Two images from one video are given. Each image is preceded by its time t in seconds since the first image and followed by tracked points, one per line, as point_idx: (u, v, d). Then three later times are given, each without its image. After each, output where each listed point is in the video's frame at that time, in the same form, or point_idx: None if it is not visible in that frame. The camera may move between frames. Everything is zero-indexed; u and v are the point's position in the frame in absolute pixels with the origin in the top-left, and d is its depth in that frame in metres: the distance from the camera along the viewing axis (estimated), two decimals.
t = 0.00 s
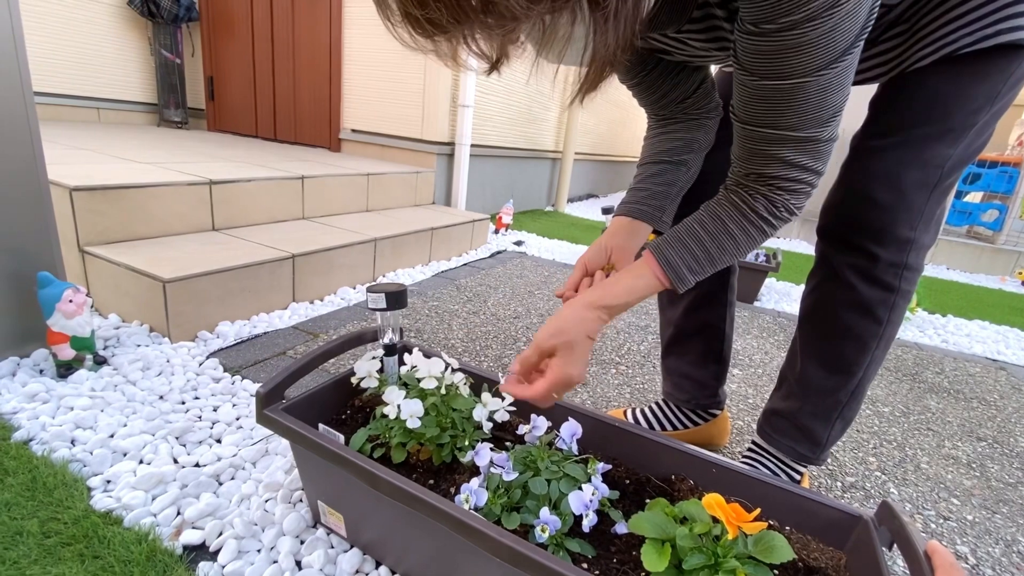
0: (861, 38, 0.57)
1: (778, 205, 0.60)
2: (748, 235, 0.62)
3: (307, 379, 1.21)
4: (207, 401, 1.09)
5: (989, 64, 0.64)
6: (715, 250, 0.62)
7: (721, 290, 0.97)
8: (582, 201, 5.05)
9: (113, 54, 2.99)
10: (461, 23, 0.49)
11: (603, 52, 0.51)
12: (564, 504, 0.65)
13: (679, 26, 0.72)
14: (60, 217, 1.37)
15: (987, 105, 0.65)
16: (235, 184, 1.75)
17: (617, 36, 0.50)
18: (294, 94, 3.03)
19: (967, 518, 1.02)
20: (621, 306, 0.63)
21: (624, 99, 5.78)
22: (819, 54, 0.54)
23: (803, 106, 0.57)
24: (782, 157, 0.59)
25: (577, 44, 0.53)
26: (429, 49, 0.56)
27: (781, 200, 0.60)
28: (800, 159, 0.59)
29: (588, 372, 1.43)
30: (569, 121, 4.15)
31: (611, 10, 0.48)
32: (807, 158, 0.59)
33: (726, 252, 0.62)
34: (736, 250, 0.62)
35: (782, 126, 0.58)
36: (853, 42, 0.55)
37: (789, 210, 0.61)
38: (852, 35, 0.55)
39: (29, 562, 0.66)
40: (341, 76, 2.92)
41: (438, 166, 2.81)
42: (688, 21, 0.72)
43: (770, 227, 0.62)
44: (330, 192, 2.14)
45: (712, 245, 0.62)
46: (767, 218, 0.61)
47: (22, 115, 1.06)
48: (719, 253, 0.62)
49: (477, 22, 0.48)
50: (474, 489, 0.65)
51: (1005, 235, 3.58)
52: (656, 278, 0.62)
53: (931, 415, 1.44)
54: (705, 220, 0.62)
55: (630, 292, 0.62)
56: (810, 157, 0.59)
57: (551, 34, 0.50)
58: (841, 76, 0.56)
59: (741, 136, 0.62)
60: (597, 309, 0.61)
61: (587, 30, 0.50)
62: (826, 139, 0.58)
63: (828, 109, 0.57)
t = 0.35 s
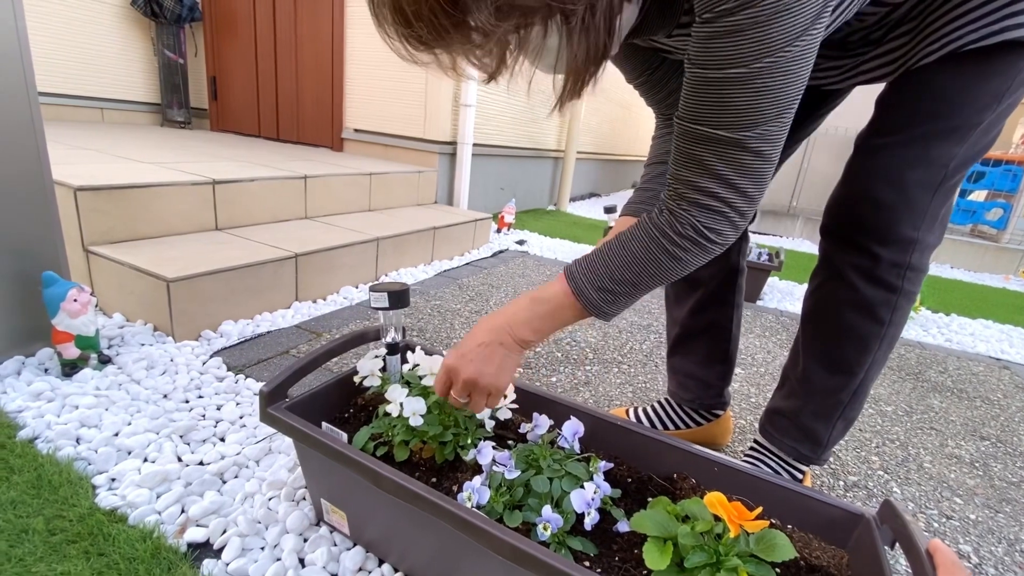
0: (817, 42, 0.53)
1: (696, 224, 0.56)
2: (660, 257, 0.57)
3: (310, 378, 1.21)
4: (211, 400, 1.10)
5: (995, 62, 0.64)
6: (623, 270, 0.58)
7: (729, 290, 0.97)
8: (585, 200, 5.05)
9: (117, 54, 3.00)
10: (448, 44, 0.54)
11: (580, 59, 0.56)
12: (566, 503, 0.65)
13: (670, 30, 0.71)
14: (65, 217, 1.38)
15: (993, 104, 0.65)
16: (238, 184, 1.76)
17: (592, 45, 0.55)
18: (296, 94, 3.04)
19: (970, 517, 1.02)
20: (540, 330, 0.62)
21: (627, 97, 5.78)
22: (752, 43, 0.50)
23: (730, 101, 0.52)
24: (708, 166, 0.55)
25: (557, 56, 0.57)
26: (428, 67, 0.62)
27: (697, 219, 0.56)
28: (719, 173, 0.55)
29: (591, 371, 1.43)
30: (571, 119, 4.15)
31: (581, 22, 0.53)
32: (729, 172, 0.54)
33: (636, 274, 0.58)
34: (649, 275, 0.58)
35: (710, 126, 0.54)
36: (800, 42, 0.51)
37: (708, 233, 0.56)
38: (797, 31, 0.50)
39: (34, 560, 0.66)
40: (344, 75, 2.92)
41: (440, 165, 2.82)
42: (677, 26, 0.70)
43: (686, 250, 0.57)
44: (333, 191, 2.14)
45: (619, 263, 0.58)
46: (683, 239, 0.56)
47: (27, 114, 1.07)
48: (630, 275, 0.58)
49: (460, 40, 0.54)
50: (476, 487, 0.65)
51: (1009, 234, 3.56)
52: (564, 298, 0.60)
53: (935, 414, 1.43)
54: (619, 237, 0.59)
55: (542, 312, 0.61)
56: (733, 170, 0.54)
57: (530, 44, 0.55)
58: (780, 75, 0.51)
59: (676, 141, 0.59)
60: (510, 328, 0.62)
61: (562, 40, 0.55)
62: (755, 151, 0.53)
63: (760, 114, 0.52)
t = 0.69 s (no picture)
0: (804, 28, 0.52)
1: (692, 218, 0.56)
2: (660, 253, 0.58)
3: (314, 377, 1.22)
4: (216, 398, 1.10)
5: (1001, 60, 0.64)
6: (623, 269, 0.58)
7: (734, 288, 0.97)
8: (587, 199, 5.05)
9: (121, 55, 3.01)
10: (441, 51, 0.58)
11: (560, 58, 0.56)
12: (570, 499, 0.65)
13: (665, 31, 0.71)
14: (70, 216, 1.39)
15: (1000, 101, 0.65)
16: (242, 184, 1.76)
17: (572, 43, 0.55)
18: (300, 94, 3.04)
19: (974, 516, 1.01)
20: (540, 339, 0.64)
21: (630, 96, 5.77)
22: (731, 30, 0.51)
23: (715, 90, 0.53)
24: (699, 156, 0.55)
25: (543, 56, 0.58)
26: (438, 76, 0.66)
27: (693, 211, 0.56)
28: (712, 164, 0.55)
29: (594, 370, 1.43)
30: (574, 119, 4.15)
31: (557, 20, 0.53)
32: (722, 163, 0.54)
33: (637, 272, 0.58)
34: (650, 271, 0.58)
35: (698, 114, 0.54)
36: (784, 27, 0.51)
37: (706, 225, 0.56)
38: (780, 17, 0.50)
39: (41, 556, 0.67)
40: (347, 75, 2.92)
41: (443, 165, 2.82)
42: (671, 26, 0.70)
43: (686, 245, 0.57)
44: (337, 191, 2.15)
45: (619, 262, 0.59)
46: (681, 233, 0.57)
47: (33, 115, 1.07)
48: (631, 274, 0.58)
49: (450, 46, 0.57)
50: (481, 484, 0.65)
51: (1013, 234, 3.55)
52: (564, 306, 0.61)
53: (939, 413, 1.43)
54: (617, 237, 0.60)
55: (542, 321, 0.63)
56: (725, 160, 0.54)
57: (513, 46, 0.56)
58: (764, 61, 0.51)
59: (667, 133, 0.59)
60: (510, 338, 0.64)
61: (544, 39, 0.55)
62: (744, 137, 0.53)
63: (746, 101, 0.52)
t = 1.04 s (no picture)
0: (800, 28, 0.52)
1: (671, 218, 0.56)
2: (639, 253, 0.57)
3: (315, 378, 1.22)
4: (217, 400, 1.11)
5: (1008, 62, 0.64)
6: (601, 268, 0.58)
7: (739, 290, 0.97)
8: (589, 200, 5.05)
9: (124, 57, 3.02)
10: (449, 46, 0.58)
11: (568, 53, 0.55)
12: (571, 503, 0.65)
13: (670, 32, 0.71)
14: (74, 218, 1.39)
15: (1008, 103, 0.64)
16: (245, 185, 1.77)
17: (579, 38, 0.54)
18: (302, 96, 3.05)
19: (979, 519, 1.01)
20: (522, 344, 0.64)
21: (632, 97, 5.76)
22: (721, 27, 0.51)
23: (703, 87, 0.53)
24: (684, 155, 0.55)
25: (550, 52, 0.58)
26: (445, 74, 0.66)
27: (672, 211, 0.56)
28: (694, 165, 0.55)
29: (596, 371, 1.43)
30: (576, 120, 4.15)
31: (566, 16, 0.53)
32: (704, 163, 0.54)
33: (615, 273, 0.58)
34: (629, 272, 0.58)
35: (686, 111, 0.54)
36: (777, 26, 0.50)
37: (685, 225, 0.56)
38: (774, 15, 0.50)
39: (43, 558, 0.67)
40: (349, 76, 2.93)
41: (445, 166, 2.82)
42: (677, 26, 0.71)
43: (663, 246, 0.57)
44: (339, 192, 2.15)
45: (598, 263, 0.58)
46: (659, 233, 0.56)
47: (36, 118, 1.08)
48: (609, 275, 0.58)
49: (458, 43, 0.57)
50: (481, 487, 0.65)
51: (1018, 235, 3.53)
52: (546, 311, 0.61)
53: (942, 416, 1.42)
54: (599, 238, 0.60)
55: (525, 326, 0.62)
56: (708, 159, 0.54)
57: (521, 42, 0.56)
58: (752, 59, 0.50)
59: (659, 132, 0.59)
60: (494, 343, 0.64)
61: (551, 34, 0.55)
62: (729, 136, 0.53)
63: (732, 100, 0.52)
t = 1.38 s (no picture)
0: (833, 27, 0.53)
1: (738, 213, 0.56)
2: (708, 244, 0.57)
3: (319, 380, 1.22)
4: (221, 401, 1.11)
5: (1014, 65, 0.64)
6: (671, 255, 0.58)
7: (743, 292, 0.97)
8: (591, 202, 5.05)
9: (128, 59, 3.04)
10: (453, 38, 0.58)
11: (569, 50, 0.56)
12: (574, 504, 0.65)
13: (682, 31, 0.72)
14: (78, 220, 1.40)
15: (1014, 106, 0.65)
16: (248, 187, 1.77)
17: (581, 35, 0.55)
18: (305, 97, 3.06)
19: (982, 521, 1.01)
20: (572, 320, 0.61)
21: (633, 98, 5.77)
22: (766, 32, 0.51)
23: (754, 90, 0.53)
24: (743, 154, 0.55)
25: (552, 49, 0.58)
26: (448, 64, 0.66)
27: (738, 206, 0.56)
28: (758, 160, 0.55)
29: (598, 373, 1.43)
30: (577, 121, 4.15)
31: (568, 13, 0.53)
32: (766, 159, 0.54)
33: (683, 260, 0.58)
34: (698, 261, 0.58)
35: (738, 116, 0.55)
36: (816, 27, 0.51)
37: (754, 219, 0.56)
38: (812, 17, 0.51)
39: (49, 558, 0.67)
40: (352, 78, 2.94)
41: (447, 168, 2.83)
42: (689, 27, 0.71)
43: (732, 239, 0.57)
44: (342, 194, 2.16)
45: (666, 250, 0.58)
46: (727, 227, 0.56)
47: (42, 121, 1.09)
48: (676, 261, 0.58)
49: (461, 34, 0.57)
50: (485, 488, 0.66)
51: (1020, 236, 3.53)
52: (604, 286, 0.59)
53: (945, 417, 1.42)
54: (664, 222, 0.59)
55: (579, 301, 0.60)
56: (769, 156, 0.54)
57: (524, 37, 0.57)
58: (799, 61, 0.52)
59: (705, 134, 0.60)
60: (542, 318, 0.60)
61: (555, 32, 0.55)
62: (788, 134, 0.53)
63: (787, 100, 0.52)
